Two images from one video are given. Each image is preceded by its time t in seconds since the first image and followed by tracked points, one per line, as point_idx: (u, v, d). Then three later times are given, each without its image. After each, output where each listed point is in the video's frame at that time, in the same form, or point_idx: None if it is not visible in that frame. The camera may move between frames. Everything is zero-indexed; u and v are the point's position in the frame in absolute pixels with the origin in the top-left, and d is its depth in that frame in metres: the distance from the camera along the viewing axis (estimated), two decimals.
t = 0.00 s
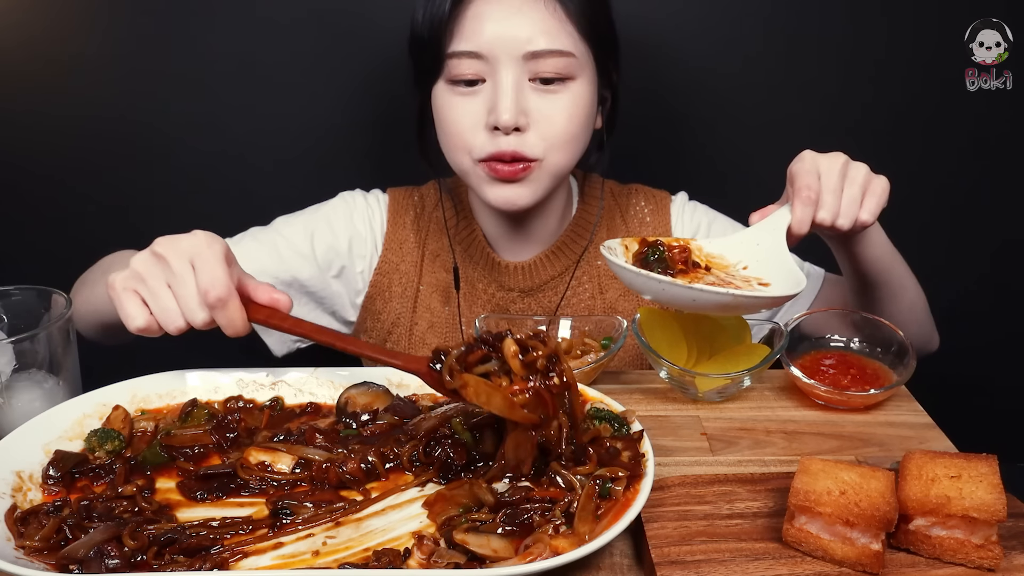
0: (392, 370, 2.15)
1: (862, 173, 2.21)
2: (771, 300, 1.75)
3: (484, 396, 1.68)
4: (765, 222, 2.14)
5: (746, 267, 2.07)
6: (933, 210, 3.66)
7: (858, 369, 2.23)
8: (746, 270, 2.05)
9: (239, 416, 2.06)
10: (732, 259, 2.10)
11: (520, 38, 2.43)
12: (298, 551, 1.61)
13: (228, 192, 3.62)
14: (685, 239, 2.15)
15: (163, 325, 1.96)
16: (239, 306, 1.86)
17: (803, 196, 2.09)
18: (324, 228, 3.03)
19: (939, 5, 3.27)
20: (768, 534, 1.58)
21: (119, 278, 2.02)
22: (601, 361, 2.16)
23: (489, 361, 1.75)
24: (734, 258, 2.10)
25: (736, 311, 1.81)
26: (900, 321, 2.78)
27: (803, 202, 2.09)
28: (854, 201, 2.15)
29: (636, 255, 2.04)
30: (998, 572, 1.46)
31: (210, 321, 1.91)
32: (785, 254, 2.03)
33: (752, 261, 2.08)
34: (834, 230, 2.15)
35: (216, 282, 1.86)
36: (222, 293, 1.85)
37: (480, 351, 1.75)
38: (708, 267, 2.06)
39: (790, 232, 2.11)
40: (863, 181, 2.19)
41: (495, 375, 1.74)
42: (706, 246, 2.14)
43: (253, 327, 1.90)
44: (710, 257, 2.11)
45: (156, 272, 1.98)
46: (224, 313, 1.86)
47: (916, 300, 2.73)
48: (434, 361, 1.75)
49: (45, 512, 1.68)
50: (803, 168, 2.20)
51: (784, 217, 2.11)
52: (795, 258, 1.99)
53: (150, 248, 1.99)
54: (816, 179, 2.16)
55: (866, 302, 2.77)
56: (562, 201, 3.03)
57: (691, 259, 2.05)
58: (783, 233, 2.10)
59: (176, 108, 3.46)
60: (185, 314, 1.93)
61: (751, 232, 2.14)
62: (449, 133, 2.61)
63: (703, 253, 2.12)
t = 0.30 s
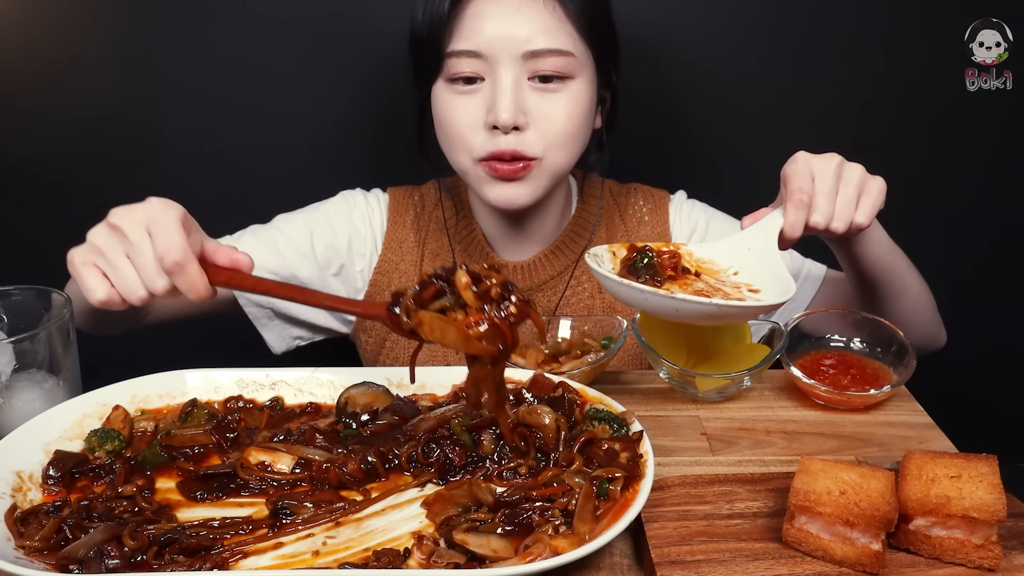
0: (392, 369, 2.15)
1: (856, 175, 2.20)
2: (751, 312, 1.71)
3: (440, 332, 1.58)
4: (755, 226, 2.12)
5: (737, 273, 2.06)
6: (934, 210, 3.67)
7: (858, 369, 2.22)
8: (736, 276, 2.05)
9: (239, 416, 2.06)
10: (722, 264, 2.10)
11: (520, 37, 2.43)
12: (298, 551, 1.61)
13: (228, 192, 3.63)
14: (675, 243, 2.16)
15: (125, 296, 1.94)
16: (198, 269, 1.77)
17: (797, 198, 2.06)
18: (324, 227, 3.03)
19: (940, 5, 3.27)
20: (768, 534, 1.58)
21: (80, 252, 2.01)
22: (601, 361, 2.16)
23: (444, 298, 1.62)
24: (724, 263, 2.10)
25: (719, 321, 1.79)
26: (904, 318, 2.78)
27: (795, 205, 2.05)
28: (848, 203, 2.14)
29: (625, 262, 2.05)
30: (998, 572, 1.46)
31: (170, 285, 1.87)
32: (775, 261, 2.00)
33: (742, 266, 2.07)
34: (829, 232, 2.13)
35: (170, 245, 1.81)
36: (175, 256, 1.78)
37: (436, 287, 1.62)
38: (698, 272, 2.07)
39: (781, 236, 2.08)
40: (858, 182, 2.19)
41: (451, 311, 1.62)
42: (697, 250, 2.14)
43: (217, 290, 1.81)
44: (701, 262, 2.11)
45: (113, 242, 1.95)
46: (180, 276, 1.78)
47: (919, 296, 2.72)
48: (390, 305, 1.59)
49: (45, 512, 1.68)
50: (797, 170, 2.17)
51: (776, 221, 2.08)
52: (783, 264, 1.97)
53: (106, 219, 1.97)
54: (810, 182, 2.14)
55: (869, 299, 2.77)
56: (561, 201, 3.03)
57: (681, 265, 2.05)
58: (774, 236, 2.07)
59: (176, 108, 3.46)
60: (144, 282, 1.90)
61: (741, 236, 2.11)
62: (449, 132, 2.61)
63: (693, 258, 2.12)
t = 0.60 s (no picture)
0: (392, 369, 2.15)
1: (835, 172, 2.17)
2: (710, 321, 1.72)
3: (389, 241, 1.59)
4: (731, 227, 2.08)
5: (710, 277, 2.03)
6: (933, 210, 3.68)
7: (858, 369, 2.21)
8: (709, 280, 2.02)
9: (239, 416, 2.06)
10: (696, 268, 2.06)
11: (520, 38, 2.43)
12: (298, 551, 1.61)
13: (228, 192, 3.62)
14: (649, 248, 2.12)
15: (62, 225, 1.80)
16: (139, 194, 1.66)
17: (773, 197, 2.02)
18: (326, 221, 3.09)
19: (940, 5, 3.28)
20: (768, 534, 1.58)
21: (18, 181, 1.86)
22: (601, 361, 2.16)
23: (394, 209, 1.61)
24: (699, 266, 2.07)
25: (678, 330, 1.78)
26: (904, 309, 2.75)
27: (770, 205, 2.02)
28: (826, 202, 2.11)
29: (596, 268, 2.02)
30: (998, 572, 1.46)
31: (110, 212, 1.74)
32: (747, 265, 1.97)
33: (715, 270, 2.04)
34: (806, 232, 2.09)
35: (111, 172, 1.68)
36: (116, 181, 1.66)
37: (384, 198, 1.61)
38: (671, 277, 2.03)
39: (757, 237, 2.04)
40: (837, 180, 2.15)
41: (402, 220, 1.61)
42: (671, 254, 2.10)
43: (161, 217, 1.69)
44: (675, 266, 2.08)
45: (51, 169, 1.81)
46: (120, 202, 1.66)
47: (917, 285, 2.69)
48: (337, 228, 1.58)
49: (45, 512, 1.69)
50: (773, 167, 2.13)
51: (752, 224, 2.04)
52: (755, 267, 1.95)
53: (44, 144, 1.82)
54: (788, 181, 2.09)
55: (867, 290, 2.74)
56: (560, 202, 3.04)
57: (654, 269, 2.03)
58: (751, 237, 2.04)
59: (175, 108, 3.46)
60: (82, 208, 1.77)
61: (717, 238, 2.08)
62: (448, 131, 2.61)
63: (667, 262, 2.08)
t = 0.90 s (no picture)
0: (392, 369, 2.15)
1: (807, 160, 2.11)
2: (665, 322, 1.73)
3: (373, 159, 1.55)
4: (701, 224, 2.05)
5: (680, 274, 2.02)
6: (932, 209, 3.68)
7: (858, 369, 2.21)
8: (679, 278, 2.01)
9: (239, 416, 2.06)
10: (666, 265, 2.05)
11: (521, 38, 2.43)
12: (298, 551, 1.61)
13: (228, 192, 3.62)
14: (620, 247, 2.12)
15: None
16: (83, 150, 1.61)
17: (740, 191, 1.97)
18: (330, 214, 3.11)
19: (940, 5, 3.28)
20: (768, 534, 1.58)
21: None
22: (601, 361, 2.16)
23: (374, 130, 1.60)
24: (670, 264, 2.05)
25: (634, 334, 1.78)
26: (905, 291, 2.62)
27: (738, 199, 1.97)
28: (799, 191, 2.04)
29: (562, 272, 2.03)
30: (998, 572, 1.46)
31: (52, 171, 1.68)
32: (714, 261, 1.96)
33: (685, 267, 2.03)
34: (780, 223, 2.04)
35: (49, 129, 1.61)
36: (55, 139, 1.60)
37: (363, 120, 1.59)
38: (640, 277, 2.04)
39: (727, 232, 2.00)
40: (810, 167, 2.09)
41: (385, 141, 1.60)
42: (640, 251, 2.09)
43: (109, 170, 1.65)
44: (646, 264, 2.07)
45: None
46: (67, 160, 1.61)
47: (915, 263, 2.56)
48: (313, 159, 1.54)
49: (45, 512, 1.69)
50: (742, 159, 2.07)
51: (721, 218, 2.02)
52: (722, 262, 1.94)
53: None
54: (756, 172, 2.03)
55: (863, 274, 2.62)
56: (559, 202, 3.05)
57: (624, 269, 2.05)
58: (720, 231, 2.02)
59: (175, 107, 3.46)
60: (20, 168, 1.69)
61: (689, 235, 2.05)
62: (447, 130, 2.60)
63: (637, 261, 2.07)
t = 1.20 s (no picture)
0: (392, 369, 2.16)
1: (750, 161, 1.97)
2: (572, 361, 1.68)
3: (368, 104, 1.48)
4: (639, 240, 1.94)
5: (618, 296, 1.94)
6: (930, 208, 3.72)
7: (858, 369, 2.21)
8: (616, 300, 1.93)
9: (239, 416, 2.06)
10: (606, 287, 1.98)
11: (524, 37, 2.43)
12: (298, 551, 1.61)
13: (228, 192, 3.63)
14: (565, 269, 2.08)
15: None
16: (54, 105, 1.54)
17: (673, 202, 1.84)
18: (333, 209, 3.11)
19: (940, 5, 3.28)
20: (768, 534, 1.58)
21: None
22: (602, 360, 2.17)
23: (364, 78, 1.51)
24: (610, 284, 1.98)
25: (548, 371, 1.73)
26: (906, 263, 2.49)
27: (672, 213, 1.85)
28: (742, 196, 1.91)
29: (499, 301, 2.01)
30: (998, 572, 1.46)
31: (24, 126, 1.62)
32: (649, 279, 1.86)
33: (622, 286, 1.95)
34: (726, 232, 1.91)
35: (18, 82, 1.53)
36: (27, 93, 1.53)
37: (353, 67, 1.51)
38: (578, 302, 1.98)
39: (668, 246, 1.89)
40: (752, 170, 1.95)
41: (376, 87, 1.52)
42: (581, 274, 2.04)
43: (81, 124, 1.58)
44: (586, 286, 2.01)
45: None
46: (42, 116, 1.54)
47: (905, 232, 2.44)
48: (301, 108, 1.46)
49: (45, 512, 1.69)
50: (678, 166, 1.93)
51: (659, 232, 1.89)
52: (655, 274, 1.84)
53: None
54: (694, 180, 1.90)
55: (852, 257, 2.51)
56: (559, 203, 3.06)
57: (563, 293, 2.01)
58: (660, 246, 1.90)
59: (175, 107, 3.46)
60: None
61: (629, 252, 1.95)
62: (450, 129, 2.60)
63: (577, 284, 2.02)
